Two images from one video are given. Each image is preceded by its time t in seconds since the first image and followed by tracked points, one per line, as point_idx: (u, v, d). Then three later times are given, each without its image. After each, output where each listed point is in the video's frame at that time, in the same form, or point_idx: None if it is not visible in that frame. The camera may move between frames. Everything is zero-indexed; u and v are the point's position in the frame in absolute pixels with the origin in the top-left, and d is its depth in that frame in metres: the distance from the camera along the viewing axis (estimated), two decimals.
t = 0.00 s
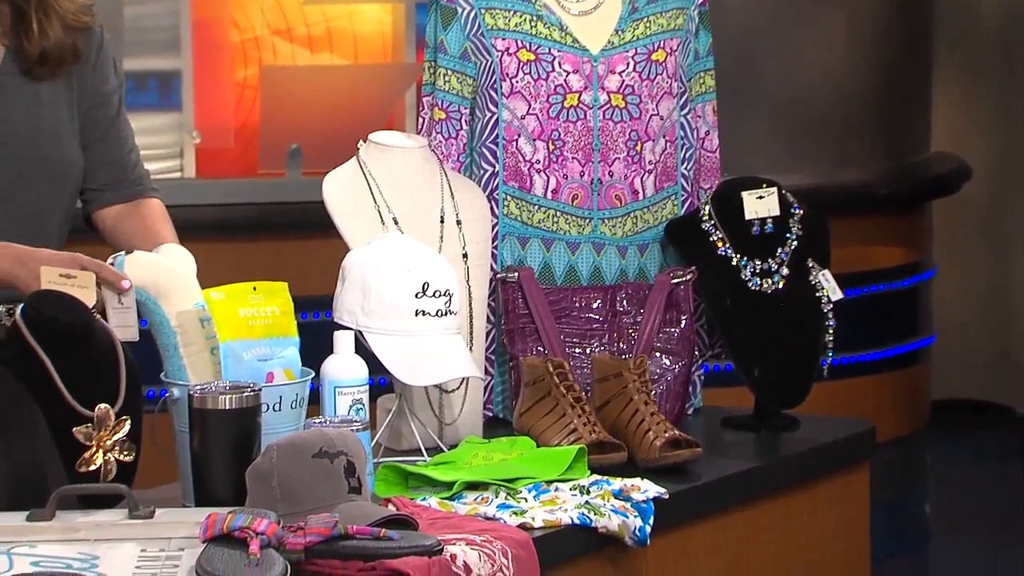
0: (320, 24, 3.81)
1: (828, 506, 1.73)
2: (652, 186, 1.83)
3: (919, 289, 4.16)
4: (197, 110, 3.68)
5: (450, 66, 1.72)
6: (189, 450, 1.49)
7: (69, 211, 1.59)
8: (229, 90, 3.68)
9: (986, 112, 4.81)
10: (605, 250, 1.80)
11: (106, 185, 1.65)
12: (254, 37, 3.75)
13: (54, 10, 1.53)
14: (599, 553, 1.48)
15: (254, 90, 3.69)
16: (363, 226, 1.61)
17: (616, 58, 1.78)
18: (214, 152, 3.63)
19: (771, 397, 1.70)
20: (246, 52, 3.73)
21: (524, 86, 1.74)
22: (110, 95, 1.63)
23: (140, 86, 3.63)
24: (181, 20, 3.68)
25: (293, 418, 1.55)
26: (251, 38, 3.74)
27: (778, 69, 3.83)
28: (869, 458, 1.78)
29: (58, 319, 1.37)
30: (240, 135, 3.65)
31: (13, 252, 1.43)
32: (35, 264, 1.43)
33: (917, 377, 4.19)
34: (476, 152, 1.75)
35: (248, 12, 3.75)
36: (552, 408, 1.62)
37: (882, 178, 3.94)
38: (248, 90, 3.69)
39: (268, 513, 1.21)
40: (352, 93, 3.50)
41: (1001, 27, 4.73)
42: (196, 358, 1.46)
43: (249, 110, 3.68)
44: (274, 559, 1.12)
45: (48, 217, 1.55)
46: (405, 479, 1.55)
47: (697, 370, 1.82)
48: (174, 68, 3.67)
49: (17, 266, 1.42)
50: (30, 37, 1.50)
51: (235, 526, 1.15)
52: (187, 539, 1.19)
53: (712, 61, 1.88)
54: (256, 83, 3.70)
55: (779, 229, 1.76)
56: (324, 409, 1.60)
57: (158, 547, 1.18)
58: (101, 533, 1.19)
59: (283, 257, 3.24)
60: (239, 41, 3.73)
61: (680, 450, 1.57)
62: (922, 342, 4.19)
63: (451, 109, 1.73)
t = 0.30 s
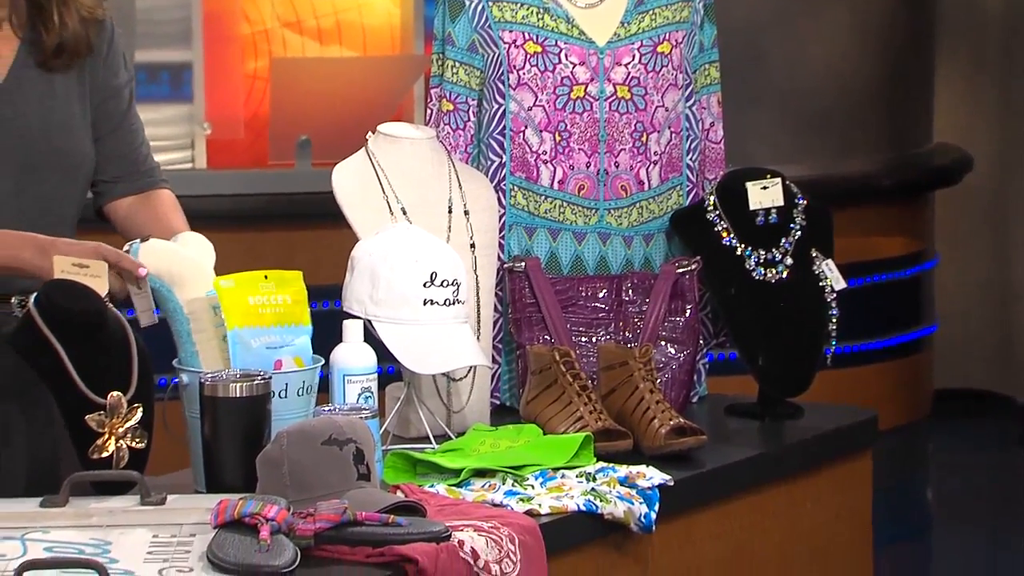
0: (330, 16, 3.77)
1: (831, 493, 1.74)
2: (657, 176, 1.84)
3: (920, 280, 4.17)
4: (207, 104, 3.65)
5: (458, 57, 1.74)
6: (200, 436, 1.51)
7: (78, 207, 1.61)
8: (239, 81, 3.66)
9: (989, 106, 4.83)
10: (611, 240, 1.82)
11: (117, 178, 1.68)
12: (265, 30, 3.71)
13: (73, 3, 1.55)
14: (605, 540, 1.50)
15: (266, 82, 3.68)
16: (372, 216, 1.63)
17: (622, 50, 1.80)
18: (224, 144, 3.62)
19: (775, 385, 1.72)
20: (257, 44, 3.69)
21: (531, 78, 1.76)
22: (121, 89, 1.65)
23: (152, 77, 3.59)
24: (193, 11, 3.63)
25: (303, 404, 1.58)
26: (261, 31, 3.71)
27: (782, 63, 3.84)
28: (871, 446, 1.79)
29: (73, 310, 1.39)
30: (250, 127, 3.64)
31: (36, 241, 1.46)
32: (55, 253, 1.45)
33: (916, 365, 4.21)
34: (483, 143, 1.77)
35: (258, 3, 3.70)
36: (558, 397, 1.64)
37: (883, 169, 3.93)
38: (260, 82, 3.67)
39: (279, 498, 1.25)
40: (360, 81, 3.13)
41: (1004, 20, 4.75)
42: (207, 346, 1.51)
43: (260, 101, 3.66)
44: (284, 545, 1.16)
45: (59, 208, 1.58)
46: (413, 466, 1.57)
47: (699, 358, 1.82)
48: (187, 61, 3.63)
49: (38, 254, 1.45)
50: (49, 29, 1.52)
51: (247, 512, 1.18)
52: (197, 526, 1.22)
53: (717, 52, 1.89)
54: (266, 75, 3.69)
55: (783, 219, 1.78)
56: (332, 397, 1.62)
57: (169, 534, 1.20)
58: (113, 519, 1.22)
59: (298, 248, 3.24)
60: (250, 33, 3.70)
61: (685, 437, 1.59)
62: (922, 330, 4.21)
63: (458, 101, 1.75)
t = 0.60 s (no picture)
0: (348, 13, 3.89)
1: (847, 486, 1.75)
2: (674, 172, 1.85)
3: (937, 275, 4.18)
4: (230, 98, 3.76)
5: (476, 54, 1.76)
6: (220, 428, 1.53)
7: (101, 192, 1.63)
8: (259, 79, 3.76)
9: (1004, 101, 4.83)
10: (629, 235, 1.83)
11: (141, 169, 1.70)
12: (284, 27, 3.85)
13: None
14: (623, 532, 1.51)
15: (283, 78, 3.78)
16: (390, 211, 1.64)
17: (639, 47, 1.81)
18: (245, 139, 3.68)
19: (789, 380, 1.72)
20: (277, 40, 3.83)
21: (549, 74, 1.77)
22: (143, 81, 1.67)
23: (172, 73, 3.68)
24: (212, 7, 3.75)
25: (321, 397, 1.57)
26: (280, 28, 3.85)
27: (794, 59, 3.85)
28: (887, 439, 1.80)
29: (97, 304, 1.41)
30: (270, 122, 3.71)
31: (63, 231, 1.49)
32: (83, 244, 1.48)
33: (931, 360, 4.21)
34: (501, 139, 1.78)
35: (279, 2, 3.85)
36: (575, 391, 1.65)
37: (897, 166, 3.94)
38: (279, 78, 3.77)
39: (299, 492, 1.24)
40: (377, 77, 3.12)
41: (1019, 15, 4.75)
42: (228, 338, 1.54)
43: (277, 96, 3.75)
44: (303, 537, 1.18)
45: (81, 199, 1.59)
46: (432, 459, 1.59)
47: (716, 353, 1.84)
48: (205, 57, 3.74)
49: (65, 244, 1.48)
50: (79, 18, 1.55)
51: (266, 505, 1.20)
52: (218, 519, 1.23)
53: (734, 48, 1.90)
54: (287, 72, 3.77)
55: (800, 215, 1.79)
56: (351, 390, 1.64)
57: (189, 526, 1.21)
58: (135, 511, 1.25)
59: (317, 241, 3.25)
60: (270, 30, 3.84)
61: (702, 431, 1.61)
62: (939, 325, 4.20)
63: (477, 96, 1.76)
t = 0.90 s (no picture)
0: (377, 12, 3.84)
1: (874, 486, 1.75)
2: (702, 171, 1.85)
3: (965, 274, 4.17)
4: (257, 101, 3.67)
5: (504, 53, 1.75)
6: (249, 426, 1.53)
7: (128, 192, 1.64)
8: (289, 78, 3.69)
9: None
10: (656, 235, 1.83)
11: (169, 169, 1.70)
12: (313, 26, 3.77)
13: None
14: (651, 531, 1.51)
15: (312, 77, 3.71)
16: (418, 210, 1.65)
17: (667, 46, 1.81)
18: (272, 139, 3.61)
19: (818, 379, 1.72)
20: (305, 40, 3.75)
21: (577, 74, 1.77)
22: (170, 81, 1.68)
23: (202, 73, 3.61)
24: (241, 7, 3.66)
25: (349, 396, 1.57)
26: (309, 28, 3.76)
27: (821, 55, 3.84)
28: (915, 439, 1.80)
29: (127, 305, 1.41)
30: (299, 123, 3.66)
31: (89, 227, 1.48)
32: (109, 242, 1.47)
33: (958, 360, 4.20)
34: (529, 138, 1.78)
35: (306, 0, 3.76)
36: (602, 390, 1.66)
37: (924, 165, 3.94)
38: (308, 77, 3.71)
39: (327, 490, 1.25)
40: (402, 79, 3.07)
41: None
42: (255, 337, 1.54)
43: (308, 96, 3.71)
44: (331, 536, 1.19)
45: (111, 194, 1.60)
46: (459, 459, 1.59)
47: (744, 352, 1.84)
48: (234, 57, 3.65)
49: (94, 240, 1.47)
50: (108, 17, 1.57)
51: (295, 504, 1.19)
52: (245, 518, 1.24)
53: (763, 48, 1.89)
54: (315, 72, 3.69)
55: (828, 214, 1.79)
56: (378, 389, 1.64)
57: (218, 525, 1.22)
58: (164, 509, 1.25)
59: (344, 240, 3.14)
60: (298, 29, 3.75)
61: (729, 431, 1.61)
62: (966, 325, 4.20)
63: (504, 96, 1.76)
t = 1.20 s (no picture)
0: (405, 12, 3.87)
1: (902, 486, 1.75)
2: (730, 171, 1.85)
3: (994, 274, 4.15)
4: (285, 100, 3.66)
5: (532, 53, 1.76)
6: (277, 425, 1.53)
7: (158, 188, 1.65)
8: (317, 78, 3.69)
9: None
10: (684, 235, 1.83)
11: (194, 169, 1.71)
12: (341, 26, 3.78)
13: None
14: (678, 532, 1.51)
15: (341, 77, 3.71)
16: (446, 210, 1.65)
17: (696, 46, 1.81)
18: (300, 139, 3.64)
19: (846, 379, 1.72)
20: (334, 40, 3.76)
21: (605, 73, 1.77)
22: (196, 81, 1.69)
23: (229, 73, 3.57)
24: (269, 5, 3.63)
25: (377, 396, 1.57)
26: (337, 27, 3.78)
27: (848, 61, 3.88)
28: (945, 439, 1.80)
29: (155, 303, 1.40)
30: (327, 121, 3.67)
31: (117, 221, 1.49)
32: (136, 235, 1.48)
33: (984, 361, 4.18)
34: (557, 138, 1.78)
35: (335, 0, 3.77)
36: (630, 391, 1.66)
37: (953, 165, 3.92)
38: (336, 77, 3.71)
39: (353, 490, 1.26)
40: (430, 78, 3.01)
41: None
42: (284, 337, 1.53)
43: (336, 95, 3.70)
44: (360, 535, 1.19)
45: (140, 193, 1.60)
46: (487, 459, 1.60)
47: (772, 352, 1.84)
48: (262, 57, 3.62)
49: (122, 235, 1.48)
50: (135, 19, 1.58)
51: (323, 503, 1.20)
52: (274, 517, 1.24)
53: (792, 48, 1.89)
54: (343, 72, 3.73)
55: (857, 214, 1.78)
56: (407, 388, 1.64)
57: (247, 524, 1.22)
58: (193, 509, 1.24)
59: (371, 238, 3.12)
60: (326, 29, 3.77)
61: (757, 431, 1.61)
62: (993, 326, 4.18)
63: (533, 96, 1.76)
